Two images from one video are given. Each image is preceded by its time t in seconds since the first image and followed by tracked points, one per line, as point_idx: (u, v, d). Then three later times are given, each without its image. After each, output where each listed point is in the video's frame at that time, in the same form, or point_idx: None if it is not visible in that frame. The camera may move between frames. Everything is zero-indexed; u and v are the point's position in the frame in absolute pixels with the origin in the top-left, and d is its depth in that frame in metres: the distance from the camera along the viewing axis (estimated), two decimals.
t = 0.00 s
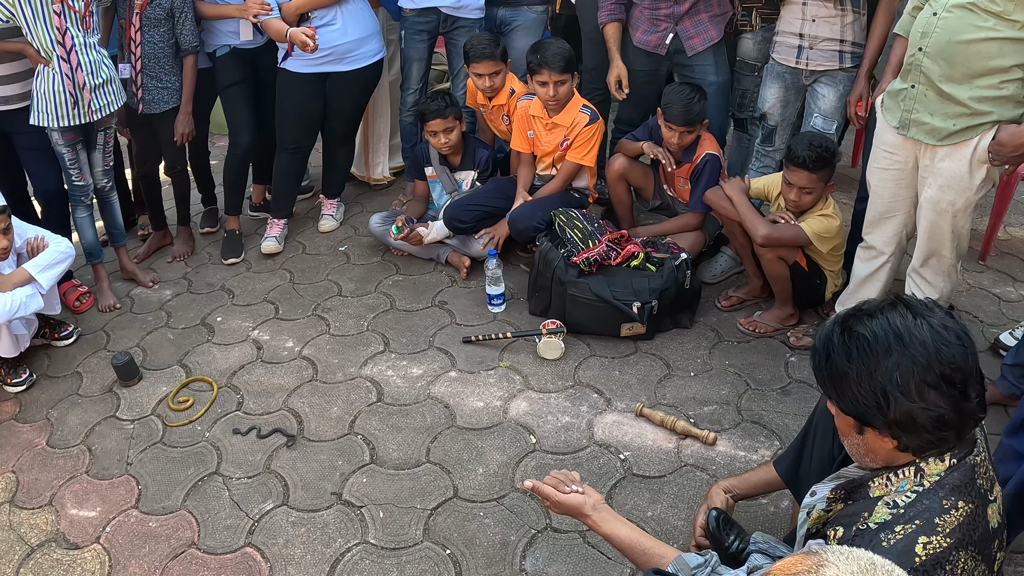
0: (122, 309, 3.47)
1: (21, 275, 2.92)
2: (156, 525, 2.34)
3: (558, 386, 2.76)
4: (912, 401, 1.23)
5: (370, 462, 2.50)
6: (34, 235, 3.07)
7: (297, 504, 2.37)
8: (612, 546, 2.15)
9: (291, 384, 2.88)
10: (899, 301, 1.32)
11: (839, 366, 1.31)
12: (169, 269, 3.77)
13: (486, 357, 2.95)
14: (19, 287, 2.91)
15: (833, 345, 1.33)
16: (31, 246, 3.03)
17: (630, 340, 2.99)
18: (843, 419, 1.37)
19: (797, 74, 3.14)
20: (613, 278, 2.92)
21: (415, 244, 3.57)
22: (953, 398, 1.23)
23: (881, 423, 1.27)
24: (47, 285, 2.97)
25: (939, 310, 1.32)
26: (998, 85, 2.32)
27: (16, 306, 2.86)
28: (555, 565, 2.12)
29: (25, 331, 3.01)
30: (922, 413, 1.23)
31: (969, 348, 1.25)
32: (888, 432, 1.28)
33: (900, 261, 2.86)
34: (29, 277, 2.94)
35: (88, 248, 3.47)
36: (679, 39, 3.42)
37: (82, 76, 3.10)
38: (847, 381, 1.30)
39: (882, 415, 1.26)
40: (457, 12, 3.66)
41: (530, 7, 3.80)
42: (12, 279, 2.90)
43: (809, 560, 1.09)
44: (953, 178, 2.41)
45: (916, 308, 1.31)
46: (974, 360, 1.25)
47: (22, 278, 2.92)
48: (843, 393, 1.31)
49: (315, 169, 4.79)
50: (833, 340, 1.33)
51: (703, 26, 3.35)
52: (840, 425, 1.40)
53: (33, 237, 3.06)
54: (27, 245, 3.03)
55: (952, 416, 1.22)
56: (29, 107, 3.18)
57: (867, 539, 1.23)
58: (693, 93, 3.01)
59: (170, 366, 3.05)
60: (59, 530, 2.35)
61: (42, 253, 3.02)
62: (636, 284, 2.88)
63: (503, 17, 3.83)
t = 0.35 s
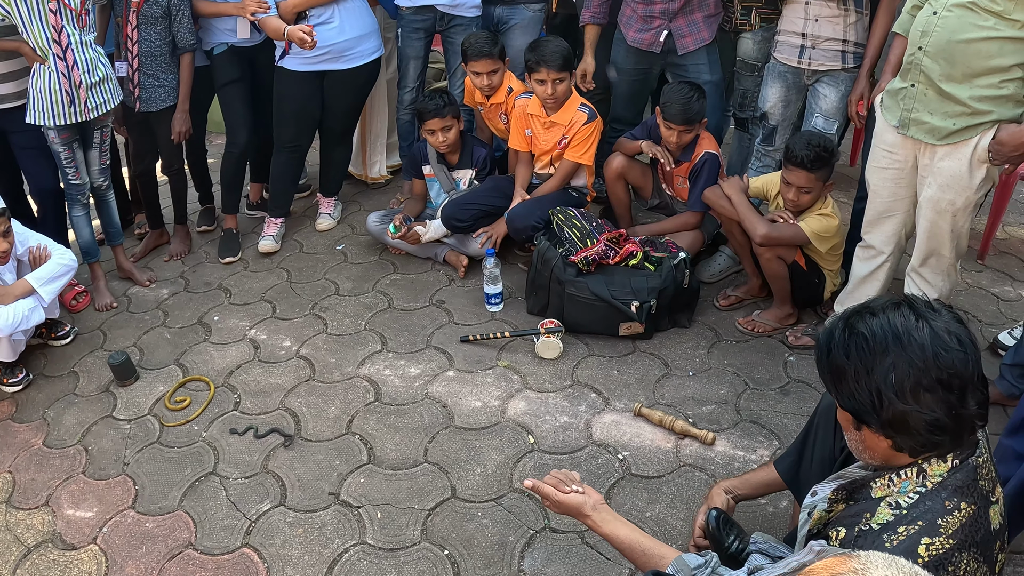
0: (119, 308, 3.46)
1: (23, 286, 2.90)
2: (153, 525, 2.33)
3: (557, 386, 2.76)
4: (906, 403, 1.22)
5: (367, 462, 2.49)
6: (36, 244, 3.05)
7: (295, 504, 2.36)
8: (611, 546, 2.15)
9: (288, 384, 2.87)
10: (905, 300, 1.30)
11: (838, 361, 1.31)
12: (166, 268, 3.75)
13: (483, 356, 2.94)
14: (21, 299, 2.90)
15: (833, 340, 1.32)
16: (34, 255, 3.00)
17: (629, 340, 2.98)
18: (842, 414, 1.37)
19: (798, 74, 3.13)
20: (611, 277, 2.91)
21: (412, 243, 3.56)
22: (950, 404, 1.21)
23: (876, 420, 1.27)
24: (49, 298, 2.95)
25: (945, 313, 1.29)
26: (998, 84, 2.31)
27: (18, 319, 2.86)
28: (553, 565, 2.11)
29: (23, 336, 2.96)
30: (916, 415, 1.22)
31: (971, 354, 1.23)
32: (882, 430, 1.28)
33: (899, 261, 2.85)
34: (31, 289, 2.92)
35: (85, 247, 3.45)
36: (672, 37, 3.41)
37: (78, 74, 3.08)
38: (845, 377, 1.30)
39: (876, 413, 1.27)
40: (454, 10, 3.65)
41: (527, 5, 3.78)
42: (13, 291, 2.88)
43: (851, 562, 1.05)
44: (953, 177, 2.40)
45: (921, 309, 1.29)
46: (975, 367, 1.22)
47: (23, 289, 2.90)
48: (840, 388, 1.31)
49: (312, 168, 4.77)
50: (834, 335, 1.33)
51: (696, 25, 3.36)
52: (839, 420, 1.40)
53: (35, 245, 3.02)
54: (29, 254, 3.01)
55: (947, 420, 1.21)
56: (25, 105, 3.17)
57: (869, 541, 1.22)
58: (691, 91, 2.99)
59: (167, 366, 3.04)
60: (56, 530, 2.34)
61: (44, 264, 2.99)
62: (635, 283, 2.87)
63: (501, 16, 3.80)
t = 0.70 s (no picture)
0: (116, 307, 3.44)
1: (36, 304, 2.89)
2: (151, 526, 2.32)
3: (556, 385, 2.74)
4: (906, 401, 1.21)
5: (366, 462, 2.48)
6: (48, 255, 3.01)
7: (293, 504, 2.35)
8: (611, 547, 2.14)
9: (286, 383, 2.86)
10: (907, 297, 1.28)
11: (838, 357, 1.29)
12: (163, 266, 3.74)
13: (483, 356, 2.92)
14: (35, 317, 2.90)
15: (833, 335, 1.31)
16: (47, 269, 2.97)
17: (628, 339, 2.97)
18: (840, 410, 1.36)
19: (800, 73, 3.12)
20: (610, 277, 2.90)
21: (411, 241, 3.54)
22: (949, 403, 1.20)
23: (873, 417, 1.26)
24: (61, 316, 2.97)
25: (948, 312, 1.28)
26: (1001, 83, 2.29)
27: (33, 337, 2.86)
28: (553, 566, 2.10)
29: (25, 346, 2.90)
30: (915, 414, 1.21)
31: (973, 354, 1.21)
32: (880, 428, 1.27)
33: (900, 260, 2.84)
34: (44, 306, 2.92)
35: (82, 246, 3.42)
36: (671, 35, 3.40)
37: (75, 72, 3.06)
38: (844, 372, 1.29)
39: (874, 410, 1.25)
40: (452, 8, 3.64)
41: (525, 3, 3.76)
42: (26, 307, 2.87)
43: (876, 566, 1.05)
44: (955, 176, 2.39)
45: (924, 307, 1.27)
46: (976, 367, 1.21)
47: (37, 307, 2.90)
48: (839, 384, 1.30)
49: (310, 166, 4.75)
50: (834, 329, 1.31)
51: (695, 24, 3.36)
52: (837, 416, 1.39)
53: (48, 259, 2.99)
54: (42, 267, 2.98)
55: (946, 420, 1.21)
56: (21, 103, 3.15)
57: (865, 541, 1.21)
58: (691, 90, 2.98)
59: (165, 365, 3.02)
60: (52, 531, 2.32)
61: (57, 280, 2.98)
62: (635, 282, 2.86)
63: (499, 14, 3.78)
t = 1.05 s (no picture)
0: (114, 306, 3.43)
1: (45, 310, 2.89)
2: (149, 525, 2.31)
3: (555, 385, 2.74)
4: (874, 390, 1.19)
5: (364, 462, 2.47)
6: (59, 261, 3.00)
7: (291, 504, 2.34)
8: (611, 547, 2.14)
9: (285, 383, 2.85)
10: (878, 287, 1.27)
11: (807, 345, 1.27)
12: (161, 266, 3.72)
13: (482, 355, 2.92)
14: (42, 322, 2.89)
15: (801, 323, 1.29)
16: (56, 275, 2.97)
17: (627, 338, 2.97)
18: (808, 400, 1.34)
19: (797, 72, 3.11)
20: (610, 276, 2.90)
21: (410, 241, 3.53)
22: (917, 393, 1.19)
23: (840, 406, 1.24)
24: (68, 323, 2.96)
25: (916, 302, 1.27)
26: (1001, 82, 2.29)
27: (40, 343, 2.86)
28: (552, 567, 2.09)
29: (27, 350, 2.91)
30: (883, 404, 1.19)
31: (941, 345, 1.20)
32: (848, 418, 1.25)
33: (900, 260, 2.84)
34: (52, 312, 2.91)
35: (80, 245, 3.42)
36: (672, 34, 3.40)
37: (74, 70, 3.05)
38: (813, 360, 1.27)
39: (841, 399, 1.23)
40: (451, 7, 3.64)
41: (524, 2, 3.75)
42: (35, 313, 2.86)
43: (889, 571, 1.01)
44: (955, 175, 2.39)
45: (893, 297, 1.26)
46: (945, 358, 1.20)
47: (44, 313, 2.89)
48: (808, 372, 1.28)
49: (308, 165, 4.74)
50: (803, 318, 1.29)
51: (695, 24, 3.36)
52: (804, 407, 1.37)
53: (58, 264, 2.98)
54: (51, 272, 2.97)
55: (914, 411, 1.19)
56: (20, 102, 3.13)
57: (830, 536, 1.21)
58: (691, 89, 2.97)
59: (163, 364, 3.01)
60: (51, 531, 2.32)
61: (66, 286, 2.98)
62: (634, 282, 2.86)
63: (498, 12, 3.78)
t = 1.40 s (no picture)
0: (112, 306, 3.42)
1: (44, 292, 2.90)
2: (147, 525, 2.31)
3: (553, 384, 2.74)
4: (779, 364, 1.25)
5: (362, 461, 2.47)
6: (53, 245, 3.02)
7: (289, 503, 2.34)
8: (608, 546, 2.14)
9: (282, 382, 2.85)
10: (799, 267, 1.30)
11: (725, 320, 1.34)
12: (160, 265, 3.72)
13: (480, 354, 2.92)
14: (43, 305, 2.90)
15: (723, 301, 1.35)
16: (51, 259, 2.98)
17: (625, 338, 2.97)
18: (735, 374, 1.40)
19: (785, 70, 3.13)
20: (608, 275, 2.90)
21: (408, 240, 3.53)
22: (823, 370, 1.23)
23: (753, 379, 1.30)
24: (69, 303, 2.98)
25: (840, 282, 1.29)
26: (998, 82, 2.29)
27: (43, 324, 2.87)
28: (550, 566, 2.09)
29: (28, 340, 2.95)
30: (789, 378, 1.25)
31: (853, 323, 1.23)
32: (762, 391, 1.31)
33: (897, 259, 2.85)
34: (52, 294, 2.93)
35: (79, 244, 3.42)
36: (672, 32, 3.40)
37: (73, 69, 3.05)
38: (729, 336, 1.33)
39: (753, 372, 1.30)
40: (449, 6, 3.64)
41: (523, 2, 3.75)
42: (35, 297, 2.87)
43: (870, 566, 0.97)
44: (953, 175, 2.39)
45: (814, 277, 1.29)
46: (857, 336, 1.22)
47: (44, 296, 2.90)
48: (726, 346, 1.34)
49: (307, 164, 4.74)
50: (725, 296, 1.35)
51: (695, 22, 3.36)
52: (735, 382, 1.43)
53: (52, 249, 2.99)
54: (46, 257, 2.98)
55: (823, 388, 1.23)
56: (19, 101, 3.13)
57: (770, 521, 1.22)
58: (690, 88, 2.97)
59: (162, 364, 3.01)
60: (48, 530, 2.31)
61: (62, 269, 2.99)
62: (632, 281, 2.87)
63: (496, 12, 3.78)
